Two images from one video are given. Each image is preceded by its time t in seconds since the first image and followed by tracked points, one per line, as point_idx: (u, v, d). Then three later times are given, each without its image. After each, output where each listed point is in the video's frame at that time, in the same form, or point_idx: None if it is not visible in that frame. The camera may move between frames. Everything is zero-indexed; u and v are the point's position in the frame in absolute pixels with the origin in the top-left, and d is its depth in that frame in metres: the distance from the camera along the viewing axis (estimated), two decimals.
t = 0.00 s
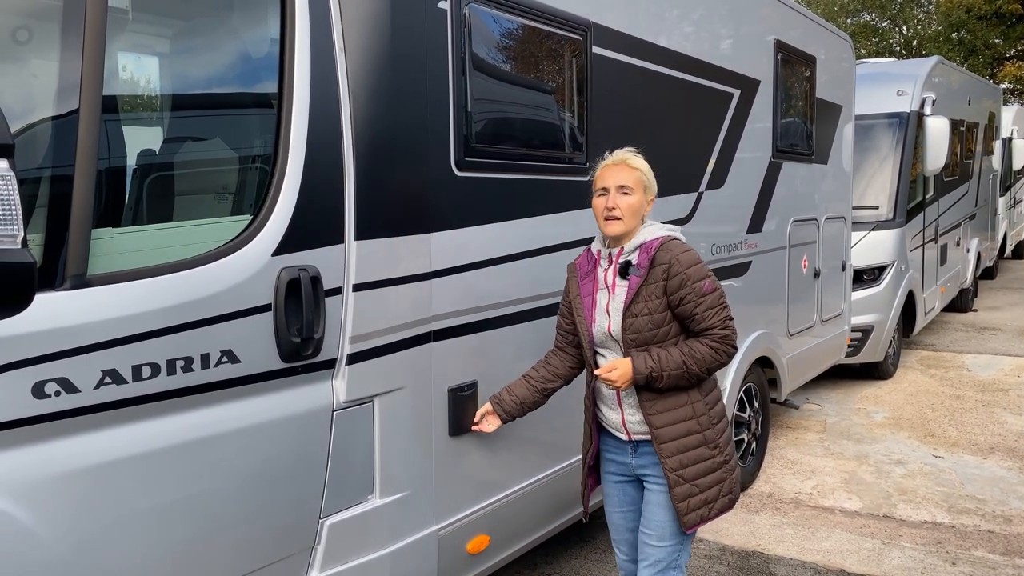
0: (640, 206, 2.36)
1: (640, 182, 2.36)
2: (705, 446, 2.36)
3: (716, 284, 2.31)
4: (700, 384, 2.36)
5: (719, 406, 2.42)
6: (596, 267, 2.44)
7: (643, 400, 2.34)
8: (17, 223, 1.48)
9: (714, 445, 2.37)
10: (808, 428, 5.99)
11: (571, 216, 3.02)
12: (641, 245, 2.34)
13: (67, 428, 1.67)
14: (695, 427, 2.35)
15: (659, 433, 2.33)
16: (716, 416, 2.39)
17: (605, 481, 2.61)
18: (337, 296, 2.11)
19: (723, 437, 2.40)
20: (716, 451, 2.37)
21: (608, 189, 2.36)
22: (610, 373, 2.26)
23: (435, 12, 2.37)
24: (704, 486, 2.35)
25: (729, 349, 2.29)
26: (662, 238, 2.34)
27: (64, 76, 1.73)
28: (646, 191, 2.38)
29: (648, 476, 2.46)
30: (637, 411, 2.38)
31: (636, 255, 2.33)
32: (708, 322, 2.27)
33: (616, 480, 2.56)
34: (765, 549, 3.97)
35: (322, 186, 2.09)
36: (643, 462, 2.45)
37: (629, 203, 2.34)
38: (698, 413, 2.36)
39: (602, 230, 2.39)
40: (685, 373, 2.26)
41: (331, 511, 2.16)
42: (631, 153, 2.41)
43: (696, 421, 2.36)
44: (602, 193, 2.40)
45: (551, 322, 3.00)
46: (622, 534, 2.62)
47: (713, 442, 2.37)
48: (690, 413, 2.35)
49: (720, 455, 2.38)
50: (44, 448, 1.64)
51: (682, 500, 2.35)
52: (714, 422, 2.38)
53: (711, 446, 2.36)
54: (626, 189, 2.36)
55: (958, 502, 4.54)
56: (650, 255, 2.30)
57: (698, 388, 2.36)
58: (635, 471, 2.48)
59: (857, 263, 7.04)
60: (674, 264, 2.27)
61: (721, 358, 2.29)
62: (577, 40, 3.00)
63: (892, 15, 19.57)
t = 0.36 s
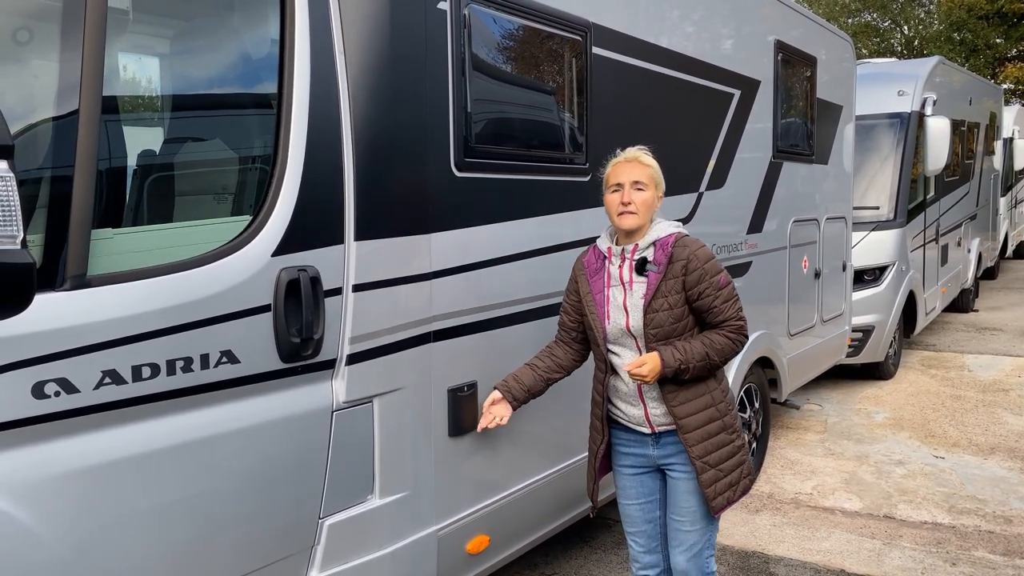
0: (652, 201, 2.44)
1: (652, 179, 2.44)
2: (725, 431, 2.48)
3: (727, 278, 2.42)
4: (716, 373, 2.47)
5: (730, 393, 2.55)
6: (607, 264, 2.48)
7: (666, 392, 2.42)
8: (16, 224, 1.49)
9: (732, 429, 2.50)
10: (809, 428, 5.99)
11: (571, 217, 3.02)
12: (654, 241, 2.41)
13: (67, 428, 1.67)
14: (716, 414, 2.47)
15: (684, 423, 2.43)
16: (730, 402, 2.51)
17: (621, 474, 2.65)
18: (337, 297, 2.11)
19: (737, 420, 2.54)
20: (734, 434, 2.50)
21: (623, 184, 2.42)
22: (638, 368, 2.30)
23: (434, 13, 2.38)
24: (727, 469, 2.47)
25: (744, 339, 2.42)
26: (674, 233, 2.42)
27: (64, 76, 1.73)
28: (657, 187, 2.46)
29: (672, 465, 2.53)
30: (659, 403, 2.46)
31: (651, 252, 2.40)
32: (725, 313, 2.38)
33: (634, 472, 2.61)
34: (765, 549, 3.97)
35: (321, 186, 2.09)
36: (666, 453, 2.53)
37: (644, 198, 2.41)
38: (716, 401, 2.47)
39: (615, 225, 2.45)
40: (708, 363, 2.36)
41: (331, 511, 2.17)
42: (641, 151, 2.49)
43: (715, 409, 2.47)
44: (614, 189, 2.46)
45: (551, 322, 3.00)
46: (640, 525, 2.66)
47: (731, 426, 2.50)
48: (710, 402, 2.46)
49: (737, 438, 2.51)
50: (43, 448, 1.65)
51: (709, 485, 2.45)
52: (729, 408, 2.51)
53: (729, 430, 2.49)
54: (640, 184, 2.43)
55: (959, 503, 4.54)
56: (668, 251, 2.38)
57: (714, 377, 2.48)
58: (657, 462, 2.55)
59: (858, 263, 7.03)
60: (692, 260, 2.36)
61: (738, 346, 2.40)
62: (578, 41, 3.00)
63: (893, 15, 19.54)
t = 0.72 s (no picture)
0: (676, 202, 2.52)
1: (676, 180, 2.51)
2: (733, 433, 2.52)
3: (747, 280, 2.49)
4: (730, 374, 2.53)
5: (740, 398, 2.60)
6: (629, 261, 2.56)
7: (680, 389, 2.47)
8: (12, 225, 1.49)
9: (741, 432, 2.54)
10: (809, 428, 5.99)
11: (569, 217, 3.02)
12: (678, 241, 2.49)
13: (65, 428, 1.68)
14: (726, 416, 2.51)
15: (694, 421, 2.48)
16: (741, 406, 2.56)
17: (628, 471, 2.69)
18: (334, 297, 2.11)
19: (746, 425, 2.58)
20: (742, 437, 2.54)
21: (648, 185, 2.49)
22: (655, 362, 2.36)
23: (432, 14, 2.38)
24: (733, 470, 2.51)
25: (759, 342, 2.48)
26: (697, 234, 2.50)
27: (60, 77, 1.73)
28: (680, 188, 2.54)
29: (680, 464, 2.60)
30: (672, 401, 2.52)
31: (674, 251, 2.47)
32: (743, 313, 2.45)
33: (644, 470, 2.66)
34: (764, 550, 3.97)
35: (317, 187, 2.09)
36: (676, 451, 2.59)
37: (668, 199, 2.49)
38: (727, 402, 2.52)
39: (639, 224, 2.53)
40: (723, 360, 2.41)
41: (329, 511, 2.17)
42: (665, 151, 2.56)
43: (726, 410, 2.52)
44: (639, 190, 2.53)
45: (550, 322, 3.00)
46: (645, 522, 2.68)
47: (740, 429, 2.54)
48: (721, 402, 2.51)
49: (745, 441, 2.55)
50: (40, 448, 1.65)
51: (715, 484, 2.49)
52: (740, 411, 2.56)
53: (738, 433, 2.53)
54: (664, 186, 2.50)
55: (958, 503, 4.53)
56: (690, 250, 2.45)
57: (728, 379, 2.53)
58: (666, 460, 2.62)
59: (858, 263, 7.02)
60: (714, 260, 2.43)
61: (753, 347, 2.46)
62: (577, 42, 3.00)
63: (894, 15, 19.52)
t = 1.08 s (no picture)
0: (715, 209, 2.58)
1: (715, 188, 2.58)
2: (754, 440, 2.57)
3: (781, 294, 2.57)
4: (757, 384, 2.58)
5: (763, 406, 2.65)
6: (666, 265, 2.62)
7: (708, 393, 2.52)
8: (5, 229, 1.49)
9: (761, 439, 2.59)
10: (808, 429, 5.98)
11: (567, 218, 3.02)
12: (716, 248, 2.55)
13: (60, 431, 1.68)
14: (749, 422, 2.56)
15: (718, 425, 2.52)
16: (765, 414, 2.62)
17: (645, 466, 2.70)
18: (330, 299, 2.12)
19: (767, 432, 2.63)
20: (762, 444, 2.59)
21: (687, 193, 2.56)
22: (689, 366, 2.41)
23: (428, 15, 2.38)
24: (752, 476, 2.56)
25: (788, 353, 2.55)
26: (735, 243, 2.56)
27: (55, 79, 1.73)
28: (719, 195, 2.60)
29: (700, 465, 2.62)
30: (698, 402, 2.56)
31: (713, 258, 2.54)
32: (775, 324, 2.52)
33: (663, 467, 2.68)
34: (762, 551, 3.97)
35: (314, 189, 2.09)
36: (697, 453, 2.61)
37: (706, 207, 2.55)
38: (752, 410, 2.57)
39: (679, 231, 2.59)
40: (753, 369, 2.47)
41: (325, 513, 2.17)
42: (706, 159, 2.61)
43: (750, 417, 2.57)
44: (679, 197, 2.60)
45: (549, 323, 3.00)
46: (653, 515, 2.68)
47: (761, 436, 2.59)
48: (746, 409, 2.56)
49: (765, 448, 2.60)
50: (35, 450, 1.65)
51: (732, 487, 2.53)
52: (762, 419, 2.61)
53: (759, 439, 2.58)
54: (704, 194, 2.56)
55: (957, 504, 4.53)
56: (729, 259, 2.52)
57: (754, 388, 2.59)
58: (686, 460, 2.64)
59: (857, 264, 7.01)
60: (751, 270, 2.51)
61: (783, 359, 2.53)
62: (576, 44, 3.01)
63: (894, 15, 19.49)
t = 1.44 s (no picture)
0: (742, 213, 2.58)
1: (744, 192, 2.58)
2: (764, 439, 2.57)
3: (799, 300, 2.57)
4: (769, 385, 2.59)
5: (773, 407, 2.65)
6: (687, 262, 2.63)
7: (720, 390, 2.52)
8: None
9: (770, 438, 2.59)
10: (806, 430, 5.97)
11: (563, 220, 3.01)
12: (739, 250, 2.55)
13: (48, 436, 1.67)
14: (760, 421, 2.56)
15: (730, 422, 2.52)
16: (774, 414, 2.62)
17: (655, 461, 2.72)
18: (323, 303, 2.11)
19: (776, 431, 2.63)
20: (770, 443, 2.59)
21: (716, 195, 2.56)
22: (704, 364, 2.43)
23: (422, 16, 2.37)
24: (760, 473, 2.55)
25: (801, 358, 2.55)
26: (761, 247, 2.56)
27: (44, 80, 1.71)
28: (747, 200, 2.60)
29: (710, 458, 2.62)
30: (710, 396, 2.56)
31: (735, 260, 2.53)
32: (791, 330, 2.52)
33: (673, 462, 2.69)
34: (760, 553, 3.96)
35: (306, 192, 2.08)
36: (706, 446, 2.61)
37: (734, 209, 2.56)
38: (762, 409, 2.57)
39: (703, 231, 2.60)
40: (766, 372, 2.48)
41: (318, 517, 2.16)
42: (737, 162, 2.61)
43: (760, 416, 2.57)
44: (707, 198, 2.60)
45: (545, 325, 2.99)
46: (663, 510, 2.68)
47: (770, 435, 2.59)
48: (757, 408, 2.56)
49: (773, 447, 2.61)
50: (23, 456, 1.64)
51: (741, 484, 2.53)
52: (772, 418, 2.61)
53: (768, 438, 2.58)
54: (733, 197, 2.56)
55: (956, 506, 4.52)
56: (750, 262, 2.51)
57: (766, 389, 2.59)
58: (695, 455, 2.64)
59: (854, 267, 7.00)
60: (771, 275, 2.50)
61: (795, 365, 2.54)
62: (574, 45, 3.00)
63: (895, 14, 19.46)
